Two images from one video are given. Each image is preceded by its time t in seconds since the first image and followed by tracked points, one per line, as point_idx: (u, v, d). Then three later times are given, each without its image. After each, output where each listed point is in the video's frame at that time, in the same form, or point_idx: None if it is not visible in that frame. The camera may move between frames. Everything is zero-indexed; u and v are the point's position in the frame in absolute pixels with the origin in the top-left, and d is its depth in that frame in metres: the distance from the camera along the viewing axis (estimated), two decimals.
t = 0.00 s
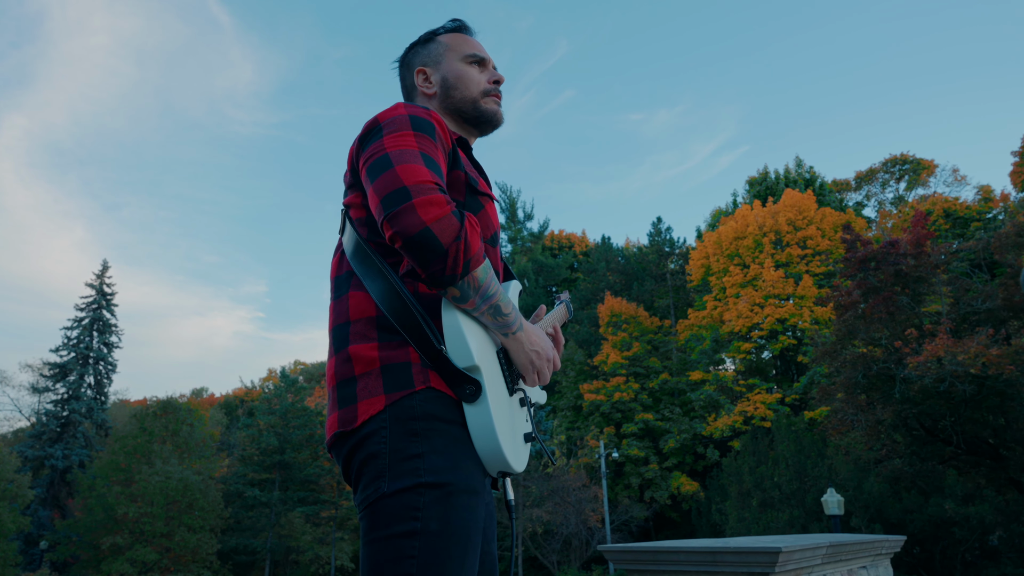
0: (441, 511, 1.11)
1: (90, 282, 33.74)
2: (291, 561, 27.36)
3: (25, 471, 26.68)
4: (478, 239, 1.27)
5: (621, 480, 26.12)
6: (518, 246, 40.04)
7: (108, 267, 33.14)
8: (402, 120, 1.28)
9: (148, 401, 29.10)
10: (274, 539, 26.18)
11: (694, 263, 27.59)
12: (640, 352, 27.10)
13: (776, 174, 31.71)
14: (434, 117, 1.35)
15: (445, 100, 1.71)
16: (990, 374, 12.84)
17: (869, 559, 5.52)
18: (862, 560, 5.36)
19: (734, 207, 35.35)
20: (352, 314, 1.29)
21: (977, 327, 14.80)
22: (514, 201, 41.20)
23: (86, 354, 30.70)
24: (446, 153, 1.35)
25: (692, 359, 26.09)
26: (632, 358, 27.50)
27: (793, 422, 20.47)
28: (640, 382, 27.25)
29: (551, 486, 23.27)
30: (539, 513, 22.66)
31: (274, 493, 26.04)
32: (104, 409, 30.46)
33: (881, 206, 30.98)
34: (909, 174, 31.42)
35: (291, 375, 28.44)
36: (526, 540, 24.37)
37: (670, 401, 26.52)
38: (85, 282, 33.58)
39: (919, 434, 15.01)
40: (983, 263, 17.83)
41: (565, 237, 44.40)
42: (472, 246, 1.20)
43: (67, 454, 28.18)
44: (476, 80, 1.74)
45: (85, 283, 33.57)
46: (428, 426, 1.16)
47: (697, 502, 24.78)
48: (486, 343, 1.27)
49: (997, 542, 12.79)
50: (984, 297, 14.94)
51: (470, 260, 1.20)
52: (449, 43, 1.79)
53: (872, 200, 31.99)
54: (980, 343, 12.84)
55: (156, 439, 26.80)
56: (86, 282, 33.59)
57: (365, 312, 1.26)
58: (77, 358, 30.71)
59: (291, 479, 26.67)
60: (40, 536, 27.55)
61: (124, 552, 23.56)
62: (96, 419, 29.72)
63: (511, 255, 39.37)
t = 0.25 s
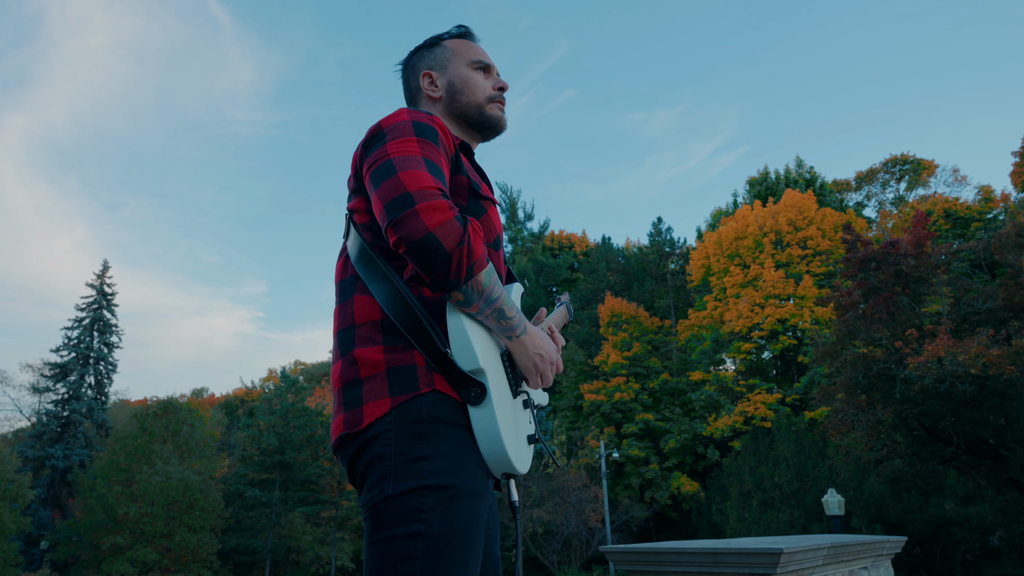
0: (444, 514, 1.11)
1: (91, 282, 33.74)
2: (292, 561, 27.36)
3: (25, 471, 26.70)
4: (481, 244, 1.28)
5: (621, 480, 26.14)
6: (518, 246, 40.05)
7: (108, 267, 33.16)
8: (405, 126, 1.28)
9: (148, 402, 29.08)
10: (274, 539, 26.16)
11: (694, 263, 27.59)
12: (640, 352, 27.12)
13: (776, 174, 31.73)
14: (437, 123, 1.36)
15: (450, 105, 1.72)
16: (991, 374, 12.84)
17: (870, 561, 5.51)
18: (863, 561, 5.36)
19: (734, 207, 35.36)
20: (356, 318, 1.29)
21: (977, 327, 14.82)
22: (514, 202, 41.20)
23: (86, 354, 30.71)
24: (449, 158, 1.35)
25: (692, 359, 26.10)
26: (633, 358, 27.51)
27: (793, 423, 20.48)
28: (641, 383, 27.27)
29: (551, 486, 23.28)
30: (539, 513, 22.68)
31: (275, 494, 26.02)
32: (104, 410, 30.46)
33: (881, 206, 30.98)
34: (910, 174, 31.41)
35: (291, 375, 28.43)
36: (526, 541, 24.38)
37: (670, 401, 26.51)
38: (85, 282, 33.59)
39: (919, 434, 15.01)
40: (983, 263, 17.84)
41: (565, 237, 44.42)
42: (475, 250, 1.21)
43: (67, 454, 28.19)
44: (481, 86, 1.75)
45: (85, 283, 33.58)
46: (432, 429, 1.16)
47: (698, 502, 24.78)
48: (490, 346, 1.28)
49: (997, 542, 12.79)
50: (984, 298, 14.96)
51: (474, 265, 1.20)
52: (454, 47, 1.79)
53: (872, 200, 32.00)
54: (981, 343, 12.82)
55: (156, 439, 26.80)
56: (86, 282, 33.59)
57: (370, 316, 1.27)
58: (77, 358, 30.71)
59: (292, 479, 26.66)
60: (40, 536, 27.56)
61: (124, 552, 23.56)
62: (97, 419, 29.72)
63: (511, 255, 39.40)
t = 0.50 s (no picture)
0: (455, 515, 1.13)
1: (91, 282, 33.76)
2: (292, 561, 27.37)
3: (26, 471, 26.73)
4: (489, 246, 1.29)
5: (621, 481, 26.15)
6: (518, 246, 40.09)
7: (109, 267, 33.18)
8: (415, 132, 1.30)
9: (149, 402, 29.11)
10: (275, 540, 26.14)
11: (694, 264, 27.60)
12: (640, 352, 27.14)
13: (777, 175, 31.75)
14: (445, 129, 1.37)
15: (456, 109, 1.73)
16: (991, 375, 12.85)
17: (872, 561, 5.54)
18: (865, 561, 5.39)
19: (735, 207, 35.40)
20: (369, 321, 1.31)
21: (978, 327, 14.86)
22: (515, 202, 41.23)
23: (87, 354, 30.72)
24: (457, 163, 1.37)
25: (692, 359, 26.11)
26: (633, 358, 27.53)
27: (793, 422, 20.53)
28: (641, 383, 27.30)
29: (552, 486, 23.31)
30: (540, 513, 22.71)
31: (275, 494, 26.03)
32: (105, 410, 30.51)
33: (881, 207, 31.01)
34: (910, 174, 31.41)
35: (292, 375, 28.46)
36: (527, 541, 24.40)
37: (671, 401, 26.54)
38: (86, 282, 33.60)
39: (919, 434, 15.05)
40: (983, 263, 17.85)
41: (566, 237, 44.42)
42: (484, 251, 1.22)
43: (68, 454, 28.21)
44: (487, 91, 1.76)
45: (86, 283, 33.59)
46: (444, 429, 1.18)
47: (698, 502, 24.79)
48: (499, 348, 1.29)
49: (997, 543, 12.80)
50: (985, 298, 14.99)
51: (482, 266, 1.22)
52: (463, 54, 1.81)
53: (872, 200, 32.02)
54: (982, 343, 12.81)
55: (157, 439, 26.80)
56: (87, 282, 33.61)
57: (382, 318, 1.28)
58: (78, 358, 30.73)
59: (292, 479, 26.67)
60: (41, 536, 27.57)
61: (125, 552, 23.57)
62: (97, 419, 29.74)
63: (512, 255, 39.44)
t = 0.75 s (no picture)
0: (467, 514, 1.15)
1: (92, 282, 33.77)
2: (293, 561, 27.39)
3: (27, 471, 26.75)
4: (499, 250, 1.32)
5: (621, 481, 26.19)
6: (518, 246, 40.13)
7: (109, 268, 33.20)
8: (423, 139, 1.33)
9: (149, 401, 29.11)
10: (275, 540, 26.15)
11: (694, 264, 27.63)
12: (640, 352, 27.17)
13: (777, 175, 31.78)
14: (453, 137, 1.40)
15: (482, 125, 1.74)
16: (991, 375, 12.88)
17: (872, 561, 5.55)
18: (865, 561, 5.41)
19: (735, 207, 35.43)
20: (380, 327, 1.33)
21: (977, 327, 14.89)
22: (515, 202, 41.26)
23: (87, 354, 30.74)
24: (465, 170, 1.38)
25: (692, 359, 26.14)
26: (633, 358, 27.57)
27: (793, 422, 20.54)
28: (641, 383, 27.34)
29: (552, 486, 23.34)
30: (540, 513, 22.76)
31: (276, 494, 26.04)
32: (105, 410, 30.53)
33: (881, 207, 31.04)
34: (910, 174, 31.42)
35: (292, 375, 28.48)
36: (527, 541, 24.44)
37: (671, 402, 26.55)
38: (86, 282, 33.61)
39: (919, 434, 15.08)
40: (983, 263, 17.88)
41: (566, 237, 44.44)
42: (494, 256, 1.24)
43: (68, 454, 28.24)
44: (512, 122, 1.80)
45: (86, 283, 33.59)
46: (456, 432, 1.20)
47: (698, 502, 24.82)
48: (509, 351, 1.31)
49: (996, 542, 12.82)
50: (984, 298, 15.05)
51: (492, 271, 1.24)
52: (501, 76, 1.83)
53: (872, 201, 32.04)
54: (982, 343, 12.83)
55: (157, 439, 26.82)
56: (87, 282, 33.62)
57: (394, 323, 1.30)
58: (78, 358, 30.75)
59: (293, 479, 26.69)
60: (41, 536, 27.58)
61: (126, 552, 23.59)
62: (98, 419, 29.76)
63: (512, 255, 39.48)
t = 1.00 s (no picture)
0: (471, 512, 1.16)
1: (91, 282, 33.79)
2: (292, 562, 27.37)
3: (26, 472, 26.74)
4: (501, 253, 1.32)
5: (621, 480, 26.20)
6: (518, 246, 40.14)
7: (109, 268, 33.19)
8: (427, 143, 1.33)
9: (149, 401, 29.11)
10: (275, 539, 26.16)
11: (694, 264, 27.68)
12: (640, 352, 27.19)
13: (776, 175, 31.80)
14: (457, 142, 1.39)
15: (498, 148, 1.66)
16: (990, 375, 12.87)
17: (871, 560, 5.56)
18: (864, 560, 5.42)
19: (734, 207, 35.45)
20: (383, 329, 1.33)
21: (977, 327, 14.91)
22: (515, 202, 41.27)
23: (87, 355, 30.77)
24: (468, 173, 1.39)
25: (692, 359, 26.16)
26: (633, 358, 27.59)
27: (793, 422, 20.53)
28: (641, 383, 27.36)
29: (552, 486, 23.36)
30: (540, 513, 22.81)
31: (275, 494, 26.05)
32: (105, 410, 30.54)
33: (881, 206, 31.07)
34: (910, 174, 31.42)
35: (292, 375, 28.48)
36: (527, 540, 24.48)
37: (671, 401, 26.57)
38: (86, 282, 33.62)
39: (919, 434, 15.09)
40: (983, 263, 17.88)
41: (566, 237, 44.45)
42: (496, 260, 1.25)
43: (68, 455, 28.25)
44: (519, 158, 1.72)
45: (86, 283, 33.60)
46: (459, 432, 1.20)
47: (698, 502, 24.84)
48: (510, 351, 1.32)
49: (997, 542, 12.82)
50: (984, 298, 15.08)
51: (495, 273, 1.25)
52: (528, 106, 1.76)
53: (872, 200, 32.07)
54: (982, 342, 12.82)
55: (157, 440, 26.84)
56: (87, 282, 33.62)
57: (397, 325, 1.31)
58: (78, 358, 30.77)
59: (292, 479, 26.70)
60: (41, 537, 27.59)
61: (126, 552, 23.59)
62: (97, 419, 29.78)
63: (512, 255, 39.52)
